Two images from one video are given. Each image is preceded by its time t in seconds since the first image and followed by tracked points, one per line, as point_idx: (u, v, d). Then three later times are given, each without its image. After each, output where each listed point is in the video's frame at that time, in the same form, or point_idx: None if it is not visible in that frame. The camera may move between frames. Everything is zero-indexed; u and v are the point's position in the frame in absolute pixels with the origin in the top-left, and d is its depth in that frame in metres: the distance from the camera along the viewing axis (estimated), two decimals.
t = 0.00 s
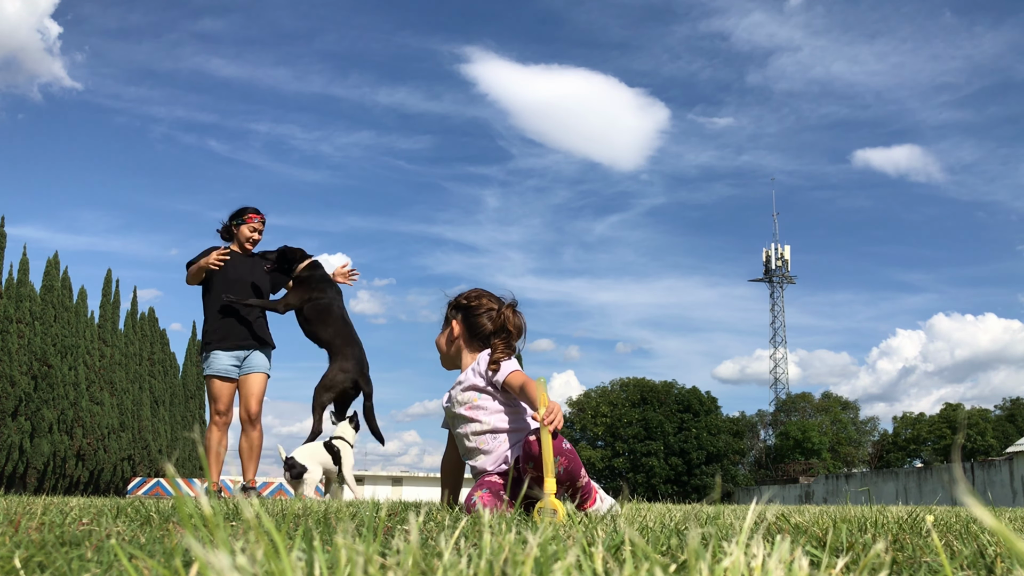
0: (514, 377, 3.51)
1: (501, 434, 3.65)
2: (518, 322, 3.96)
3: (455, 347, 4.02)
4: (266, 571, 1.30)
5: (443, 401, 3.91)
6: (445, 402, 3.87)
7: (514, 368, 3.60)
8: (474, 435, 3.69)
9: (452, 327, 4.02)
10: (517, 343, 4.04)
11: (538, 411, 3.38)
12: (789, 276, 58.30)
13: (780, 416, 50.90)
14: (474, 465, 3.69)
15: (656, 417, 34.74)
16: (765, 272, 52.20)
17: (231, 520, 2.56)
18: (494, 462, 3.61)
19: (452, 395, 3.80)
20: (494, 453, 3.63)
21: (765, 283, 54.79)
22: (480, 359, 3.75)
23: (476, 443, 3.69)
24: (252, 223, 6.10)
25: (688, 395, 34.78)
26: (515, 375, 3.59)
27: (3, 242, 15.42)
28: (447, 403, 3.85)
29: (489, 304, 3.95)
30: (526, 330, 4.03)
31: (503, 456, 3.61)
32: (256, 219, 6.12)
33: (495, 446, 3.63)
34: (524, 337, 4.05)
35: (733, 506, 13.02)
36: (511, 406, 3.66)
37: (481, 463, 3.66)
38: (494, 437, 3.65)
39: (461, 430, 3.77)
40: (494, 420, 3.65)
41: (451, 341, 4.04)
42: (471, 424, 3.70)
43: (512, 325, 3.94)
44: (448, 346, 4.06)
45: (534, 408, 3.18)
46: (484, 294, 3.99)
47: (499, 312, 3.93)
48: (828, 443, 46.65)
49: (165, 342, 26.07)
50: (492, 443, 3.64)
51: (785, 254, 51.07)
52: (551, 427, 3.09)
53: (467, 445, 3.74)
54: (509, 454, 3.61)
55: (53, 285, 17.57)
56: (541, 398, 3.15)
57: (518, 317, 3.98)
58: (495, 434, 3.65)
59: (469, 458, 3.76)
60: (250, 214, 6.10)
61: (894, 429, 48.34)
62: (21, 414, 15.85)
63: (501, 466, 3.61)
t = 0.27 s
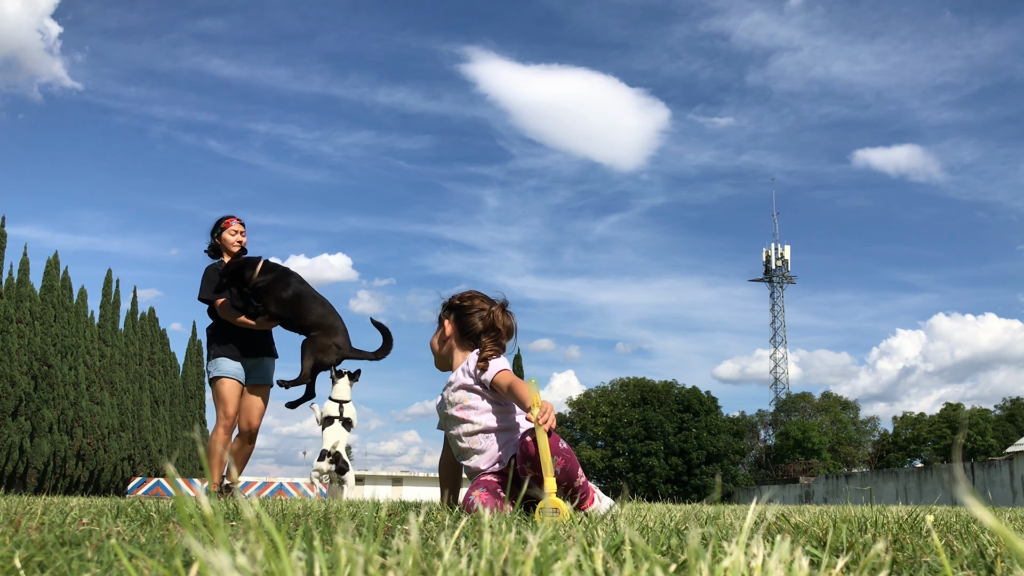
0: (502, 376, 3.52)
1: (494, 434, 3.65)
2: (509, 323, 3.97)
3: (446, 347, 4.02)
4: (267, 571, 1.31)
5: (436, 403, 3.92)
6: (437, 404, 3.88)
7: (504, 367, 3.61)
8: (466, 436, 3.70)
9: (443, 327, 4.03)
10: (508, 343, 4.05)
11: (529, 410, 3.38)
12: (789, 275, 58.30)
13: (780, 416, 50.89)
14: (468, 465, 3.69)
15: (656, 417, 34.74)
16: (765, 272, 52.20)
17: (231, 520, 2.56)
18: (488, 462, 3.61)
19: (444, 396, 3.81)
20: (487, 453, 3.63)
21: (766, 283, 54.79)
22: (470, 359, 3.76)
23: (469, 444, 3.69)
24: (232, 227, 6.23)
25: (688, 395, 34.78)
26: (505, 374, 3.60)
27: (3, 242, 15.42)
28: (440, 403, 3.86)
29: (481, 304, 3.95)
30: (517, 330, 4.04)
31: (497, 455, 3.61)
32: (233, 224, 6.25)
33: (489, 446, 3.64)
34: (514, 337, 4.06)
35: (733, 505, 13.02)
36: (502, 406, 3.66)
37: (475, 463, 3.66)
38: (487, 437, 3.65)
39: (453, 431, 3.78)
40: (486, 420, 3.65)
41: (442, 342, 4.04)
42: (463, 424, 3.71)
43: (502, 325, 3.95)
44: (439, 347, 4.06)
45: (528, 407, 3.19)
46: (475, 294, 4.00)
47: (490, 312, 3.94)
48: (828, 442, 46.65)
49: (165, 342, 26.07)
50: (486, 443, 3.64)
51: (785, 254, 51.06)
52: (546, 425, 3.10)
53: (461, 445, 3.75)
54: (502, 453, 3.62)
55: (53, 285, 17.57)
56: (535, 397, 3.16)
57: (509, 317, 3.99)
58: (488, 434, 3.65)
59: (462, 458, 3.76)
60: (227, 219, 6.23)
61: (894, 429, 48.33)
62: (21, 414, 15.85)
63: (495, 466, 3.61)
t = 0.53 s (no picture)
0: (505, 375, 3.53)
1: (494, 434, 3.64)
2: (510, 322, 3.98)
3: (446, 347, 4.02)
4: (267, 571, 1.30)
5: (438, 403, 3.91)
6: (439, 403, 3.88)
7: (505, 366, 3.62)
8: (468, 434, 3.69)
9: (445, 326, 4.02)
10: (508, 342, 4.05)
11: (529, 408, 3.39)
12: (789, 275, 58.28)
13: (780, 416, 50.90)
14: (470, 464, 3.68)
15: (656, 417, 34.74)
16: (765, 272, 52.20)
17: (231, 520, 2.56)
18: (492, 461, 3.60)
19: (446, 394, 3.80)
20: (488, 452, 3.62)
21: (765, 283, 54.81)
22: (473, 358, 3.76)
23: (472, 443, 3.68)
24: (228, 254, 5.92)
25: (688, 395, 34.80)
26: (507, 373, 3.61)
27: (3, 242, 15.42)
28: (441, 402, 3.85)
29: (482, 304, 3.95)
30: (517, 331, 4.04)
31: (498, 454, 3.61)
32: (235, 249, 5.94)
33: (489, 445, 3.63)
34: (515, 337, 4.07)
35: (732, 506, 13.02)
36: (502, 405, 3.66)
37: (477, 463, 3.65)
38: (488, 436, 3.65)
39: (455, 429, 3.76)
40: (488, 419, 3.65)
41: (443, 341, 4.03)
42: (464, 423, 3.71)
43: (503, 324, 3.96)
44: (440, 345, 4.05)
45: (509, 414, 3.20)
46: (476, 294, 4.00)
47: (491, 311, 3.94)
48: (828, 442, 46.68)
49: (165, 342, 26.08)
50: (487, 442, 3.64)
51: (784, 254, 51.07)
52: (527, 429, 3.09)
53: (462, 444, 3.74)
54: (502, 452, 3.61)
55: (53, 285, 17.57)
56: (513, 405, 3.17)
57: (511, 317, 4.00)
58: (489, 433, 3.65)
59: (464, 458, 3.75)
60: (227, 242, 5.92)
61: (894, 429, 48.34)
62: (21, 414, 15.86)
63: (497, 465, 3.61)
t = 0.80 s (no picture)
0: (510, 376, 3.53)
1: (500, 436, 3.65)
2: (514, 322, 3.97)
3: (452, 350, 4.03)
4: (267, 571, 1.30)
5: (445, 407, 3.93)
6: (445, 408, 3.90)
7: (510, 367, 3.61)
8: (474, 437, 3.70)
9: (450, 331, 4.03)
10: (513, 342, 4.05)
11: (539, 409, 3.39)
12: (789, 276, 58.28)
13: (780, 416, 50.90)
14: (476, 467, 3.69)
15: (655, 417, 34.73)
16: (765, 272, 52.20)
17: (230, 520, 2.55)
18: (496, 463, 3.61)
19: (451, 398, 3.82)
20: (493, 455, 3.63)
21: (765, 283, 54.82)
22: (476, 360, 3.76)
23: (478, 446, 3.69)
24: (217, 328, 6.11)
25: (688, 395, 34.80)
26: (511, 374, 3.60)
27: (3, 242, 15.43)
28: (447, 406, 3.86)
29: (485, 305, 3.95)
30: (522, 329, 4.03)
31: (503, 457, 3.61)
32: (225, 324, 6.11)
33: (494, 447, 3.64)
34: (519, 336, 4.06)
35: (732, 506, 13.02)
36: (508, 406, 3.66)
37: (483, 466, 3.66)
38: (494, 438, 3.66)
39: (462, 432, 3.78)
40: (493, 422, 3.65)
41: (449, 345, 4.05)
42: (470, 426, 3.72)
43: (507, 324, 3.94)
44: (446, 349, 4.07)
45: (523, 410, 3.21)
46: (480, 296, 4.00)
47: (495, 312, 3.93)
48: (828, 442, 46.69)
49: (165, 342, 26.08)
50: (492, 445, 3.64)
51: (784, 254, 51.08)
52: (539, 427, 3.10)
53: (468, 447, 3.75)
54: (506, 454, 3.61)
55: (53, 285, 17.58)
56: (528, 401, 3.18)
57: (513, 316, 3.98)
58: (495, 436, 3.65)
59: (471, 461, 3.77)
60: (218, 316, 6.10)
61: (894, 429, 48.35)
62: (21, 414, 15.86)
63: (502, 467, 3.61)
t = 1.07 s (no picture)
0: (513, 375, 3.53)
1: (500, 440, 3.63)
2: (514, 320, 3.96)
3: (455, 352, 4.04)
4: (267, 571, 1.30)
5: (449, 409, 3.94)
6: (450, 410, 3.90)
7: (512, 367, 3.61)
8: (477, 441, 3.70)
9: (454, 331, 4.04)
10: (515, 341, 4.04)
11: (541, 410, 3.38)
12: (789, 275, 58.26)
13: (780, 416, 50.90)
14: (479, 470, 3.69)
15: (655, 417, 34.70)
16: (765, 271, 52.19)
17: (230, 520, 2.56)
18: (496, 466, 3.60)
19: (455, 401, 3.83)
20: (494, 458, 3.63)
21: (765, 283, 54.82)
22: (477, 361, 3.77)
23: (481, 449, 3.69)
24: (208, 321, 6.07)
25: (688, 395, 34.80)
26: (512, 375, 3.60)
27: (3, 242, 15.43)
28: (452, 409, 3.87)
29: (486, 304, 3.95)
30: (522, 327, 4.02)
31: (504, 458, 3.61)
32: (214, 314, 6.08)
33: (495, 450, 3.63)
34: (520, 334, 4.05)
35: (732, 506, 13.01)
36: (510, 409, 3.65)
37: (485, 469, 3.66)
38: (495, 441, 3.65)
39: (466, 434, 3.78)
40: (492, 425, 3.64)
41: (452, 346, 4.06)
42: (473, 429, 3.72)
43: (506, 322, 3.94)
44: (450, 351, 4.08)
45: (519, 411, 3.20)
46: (481, 296, 4.00)
47: (495, 311, 3.93)
48: (828, 443, 46.70)
49: (165, 342, 26.08)
50: (494, 448, 3.63)
51: (784, 254, 51.09)
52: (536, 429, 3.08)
53: (472, 451, 3.75)
54: (507, 456, 3.60)
55: (53, 285, 17.57)
56: (524, 402, 3.16)
57: (513, 314, 3.98)
58: (496, 439, 3.64)
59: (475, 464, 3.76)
60: (205, 307, 6.05)
61: (894, 429, 48.34)
62: (21, 414, 15.86)
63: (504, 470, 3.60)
